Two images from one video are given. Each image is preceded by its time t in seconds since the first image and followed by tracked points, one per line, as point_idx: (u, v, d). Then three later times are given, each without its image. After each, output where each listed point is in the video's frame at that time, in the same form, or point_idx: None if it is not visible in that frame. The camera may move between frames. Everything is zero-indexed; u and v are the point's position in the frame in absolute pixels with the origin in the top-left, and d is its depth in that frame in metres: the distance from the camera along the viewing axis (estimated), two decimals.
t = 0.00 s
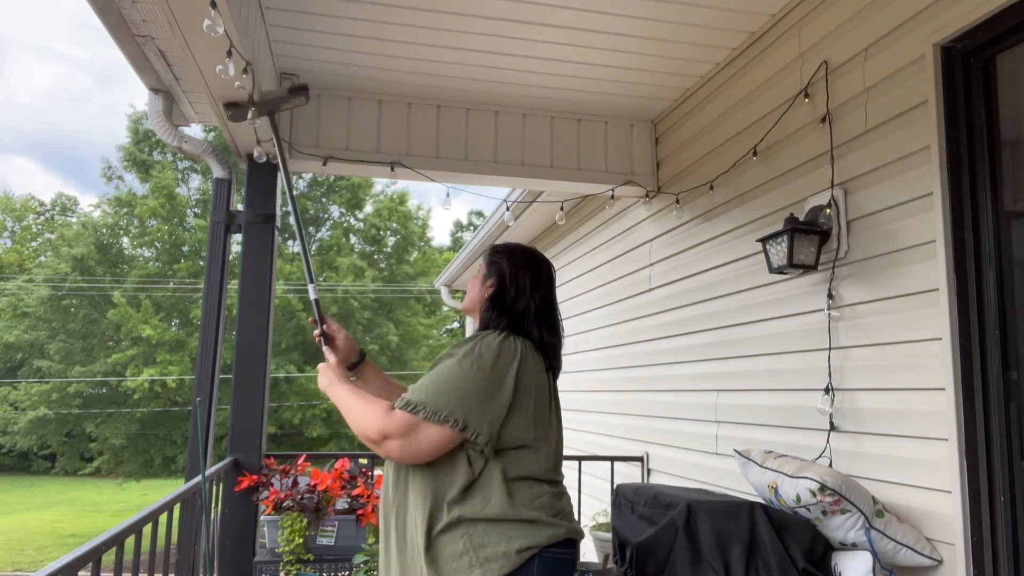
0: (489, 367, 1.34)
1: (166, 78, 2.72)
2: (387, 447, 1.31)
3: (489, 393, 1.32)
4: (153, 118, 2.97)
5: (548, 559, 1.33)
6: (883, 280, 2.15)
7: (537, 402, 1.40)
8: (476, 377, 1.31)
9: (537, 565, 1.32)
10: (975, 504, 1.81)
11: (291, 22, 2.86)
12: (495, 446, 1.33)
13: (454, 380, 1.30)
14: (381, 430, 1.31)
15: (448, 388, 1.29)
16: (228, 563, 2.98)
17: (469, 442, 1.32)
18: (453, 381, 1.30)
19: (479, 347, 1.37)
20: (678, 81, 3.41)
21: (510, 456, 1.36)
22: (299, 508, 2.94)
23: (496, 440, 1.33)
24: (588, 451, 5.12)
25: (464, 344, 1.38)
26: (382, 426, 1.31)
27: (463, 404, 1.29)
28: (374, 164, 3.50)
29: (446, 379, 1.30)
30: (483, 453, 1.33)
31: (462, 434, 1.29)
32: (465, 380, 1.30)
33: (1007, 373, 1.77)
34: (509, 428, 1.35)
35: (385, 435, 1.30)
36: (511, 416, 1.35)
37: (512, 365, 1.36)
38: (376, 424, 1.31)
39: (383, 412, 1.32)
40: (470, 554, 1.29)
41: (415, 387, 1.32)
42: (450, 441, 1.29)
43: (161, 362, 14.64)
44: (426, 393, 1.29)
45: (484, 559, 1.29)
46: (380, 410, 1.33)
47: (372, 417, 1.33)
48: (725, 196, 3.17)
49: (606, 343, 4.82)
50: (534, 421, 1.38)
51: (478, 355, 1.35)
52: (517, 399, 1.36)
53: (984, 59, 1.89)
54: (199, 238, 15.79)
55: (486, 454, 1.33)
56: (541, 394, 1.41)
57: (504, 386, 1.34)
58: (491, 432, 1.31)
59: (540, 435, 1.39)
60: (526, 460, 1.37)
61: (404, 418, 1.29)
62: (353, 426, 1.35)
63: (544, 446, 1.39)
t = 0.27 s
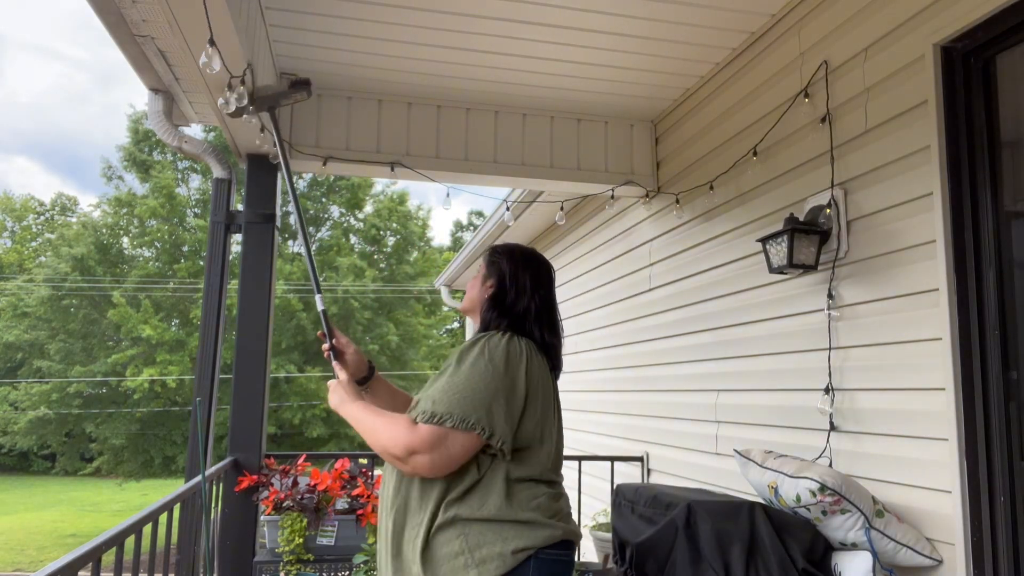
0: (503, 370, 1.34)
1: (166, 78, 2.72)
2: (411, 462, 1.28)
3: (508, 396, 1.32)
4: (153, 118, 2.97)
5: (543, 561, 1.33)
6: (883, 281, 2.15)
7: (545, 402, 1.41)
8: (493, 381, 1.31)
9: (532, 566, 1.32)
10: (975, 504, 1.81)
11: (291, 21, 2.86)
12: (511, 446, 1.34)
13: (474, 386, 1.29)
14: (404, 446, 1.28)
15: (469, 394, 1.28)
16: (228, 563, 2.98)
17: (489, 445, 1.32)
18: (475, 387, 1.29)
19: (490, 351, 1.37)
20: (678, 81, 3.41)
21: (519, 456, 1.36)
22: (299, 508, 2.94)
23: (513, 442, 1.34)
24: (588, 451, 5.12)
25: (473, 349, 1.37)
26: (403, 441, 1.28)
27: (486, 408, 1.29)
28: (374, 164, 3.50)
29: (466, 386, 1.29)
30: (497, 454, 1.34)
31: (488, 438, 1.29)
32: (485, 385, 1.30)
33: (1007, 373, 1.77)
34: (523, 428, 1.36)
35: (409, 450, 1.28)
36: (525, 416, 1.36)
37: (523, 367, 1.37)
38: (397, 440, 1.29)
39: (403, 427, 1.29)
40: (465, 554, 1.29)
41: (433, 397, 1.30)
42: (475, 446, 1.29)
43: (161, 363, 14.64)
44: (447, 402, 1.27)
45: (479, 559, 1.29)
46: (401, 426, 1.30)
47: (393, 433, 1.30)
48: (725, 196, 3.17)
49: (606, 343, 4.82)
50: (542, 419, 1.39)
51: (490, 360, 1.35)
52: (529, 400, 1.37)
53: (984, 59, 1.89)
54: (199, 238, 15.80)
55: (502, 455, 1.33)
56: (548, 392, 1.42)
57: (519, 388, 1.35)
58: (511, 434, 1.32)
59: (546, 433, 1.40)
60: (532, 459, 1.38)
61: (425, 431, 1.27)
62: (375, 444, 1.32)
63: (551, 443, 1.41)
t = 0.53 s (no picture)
0: (485, 365, 1.34)
1: (166, 77, 2.72)
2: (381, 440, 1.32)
3: (485, 391, 1.32)
4: (154, 118, 2.97)
5: (538, 559, 1.33)
6: (883, 281, 2.15)
7: (532, 401, 1.40)
8: (471, 374, 1.32)
9: (526, 564, 1.32)
10: (975, 504, 1.81)
11: (291, 21, 2.86)
12: (490, 443, 1.34)
13: (449, 377, 1.31)
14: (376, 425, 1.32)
15: (443, 384, 1.30)
16: (228, 563, 2.98)
17: (464, 439, 1.33)
18: (449, 377, 1.31)
19: (478, 345, 1.37)
20: (678, 81, 3.41)
21: (503, 454, 1.36)
22: (299, 508, 2.94)
23: (489, 438, 1.33)
24: (588, 451, 5.12)
25: (463, 341, 1.38)
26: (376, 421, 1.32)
27: (457, 400, 1.29)
28: (374, 164, 3.50)
29: (442, 375, 1.31)
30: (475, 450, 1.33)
31: (456, 429, 1.29)
32: (461, 377, 1.31)
33: (1007, 373, 1.77)
34: (504, 426, 1.35)
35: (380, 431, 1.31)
36: (507, 413, 1.36)
37: (507, 364, 1.37)
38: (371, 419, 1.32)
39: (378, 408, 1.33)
40: (459, 552, 1.29)
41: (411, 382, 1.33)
42: (442, 436, 1.30)
43: (161, 363, 14.64)
44: (422, 388, 1.30)
45: (472, 557, 1.29)
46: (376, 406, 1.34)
47: (367, 409, 1.34)
48: (725, 196, 3.17)
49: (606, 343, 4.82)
50: (527, 419, 1.38)
51: (475, 353, 1.35)
52: (512, 397, 1.36)
53: (984, 59, 1.89)
54: (199, 238, 15.79)
55: (481, 451, 1.33)
56: (536, 392, 1.41)
57: (499, 384, 1.34)
58: (485, 429, 1.32)
59: (532, 434, 1.39)
60: (519, 456, 1.37)
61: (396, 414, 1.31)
62: (351, 418, 1.37)
63: (538, 441, 1.40)
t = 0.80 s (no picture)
0: (494, 369, 1.34)
1: (166, 77, 2.72)
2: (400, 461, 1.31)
3: (498, 395, 1.32)
4: (153, 118, 2.97)
5: (542, 560, 1.33)
6: (883, 281, 2.15)
7: (539, 402, 1.40)
8: (483, 380, 1.32)
9: (531, 565, 1.32)
10: (975, 504, 1.81)
11: (291, 21, 2.86)
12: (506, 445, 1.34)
13: (462, 387, 1.30)
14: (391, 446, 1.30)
15: (456, 393, 1.29)
16: (228, 563, 2.98)
17: (482, 445, 1.32)
18: (462, 387, 1.30)
19: (484, 350, 1.37)
20: (678, 81, 3.41)
21: (513, 456, 1.36)
22: (299, 508, 2.94)
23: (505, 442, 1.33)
24: (588, 451, 5.12)
25: (466, 347, 1.38)
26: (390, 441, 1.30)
27: (475, 408, 1.29)
28: (373, 164, 3.50)
29: (454, 385, 1.30)
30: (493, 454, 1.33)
31: (477, 438, 1.29)
32: (475, 385, 1.31)
33: (1007, 374, 1.77)
34: (518, 427, 1.36)
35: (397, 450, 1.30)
36: (518, 415, 1.36)
37: (516, 367, 1.37)
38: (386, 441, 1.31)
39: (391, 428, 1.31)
40: (464, 554, 1.29)
41: (421, 396, 1.31)
42: (464, 445, 1.29)
43: (161, 362, 14.64)
44: (436, 400, 1.29)
45: (477, 558, 1.29)
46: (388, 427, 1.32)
47: (381, 431, 1.32)
48: (725, 196, 3.17)
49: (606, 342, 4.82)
50: (537, 418, 1.39)
51: (482, 359, 1.35)
52: (522, 400, 1.37)
53: (985, 59, 1.89)
54: (199, 238, 15.80)
55: (497, 455, 1.33)
56: (542, 390, 1.42)
57: (510, 387, 1.34)
58: (502, 434, 1.31)
59: (541, 433, 1.40)
60: (529, 458, 1.37)
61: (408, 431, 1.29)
62: (366, 443, 1.35)
63: (547, 442, 1.41)
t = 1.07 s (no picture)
0: (490, 367, 1.34)
1: (166, 78, 2.72)
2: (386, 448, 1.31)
3: (490, 392, 1.32)
4: (154, 118, 2.97)
5: (542, 558, 1.34)
6: (883, 281, 2.15)
7: (534, 401, 1.40)
8: (477, 376, 1.32)
9: (531, 564, 1.32)
10: (975, 504, 1.81)
11: (292, 22, 2.86)
12: (497, 443, 1.34)
13: (454, 381, 1.30)
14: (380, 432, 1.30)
15: (448, 387, 1.30)
16: (228, 563, 2.98)
17: (471, 441, 1.33)
18: (454, 381, 1.30)
19: (479, 347, 1.37)
20: (678, 81, 3.41)
21: (507, 454, 1.36)
22: (299, 508, 2.94)
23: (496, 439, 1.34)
24: (588, 451, 5.12)
25: (463, 343, 1.38)
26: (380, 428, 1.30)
27: (465, 404, 1.29)
28: (374, 164, 3.50)
29: (446, 379, 1.31)
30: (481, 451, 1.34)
31: (464, 432, 1.29)
32: (467, 380, 1.31)
33: (1007, 374, 1.77)
34: (510, 426, 1.36)
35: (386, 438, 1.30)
36: (511, 414, 1.36)
37: (511, 364, 1.37)
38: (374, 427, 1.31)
39: (381, 414, 1.31)
40: (464, 553, 1.28)
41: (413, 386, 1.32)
42: (451, 439, 1.30)
43: (161, 362, 14.64)
44: (426, 392, 1.30)
45: (477, 556, 1.28)
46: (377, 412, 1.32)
47: (369, 417, 1.32)
48: (725, 196, 3.17)
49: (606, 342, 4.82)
50: (531, 418, 1.39)
51: (478, 356, 1.35)
52: (515, 399, 1.37)
53: (985, 59, 1.89)
54: (199, 238, 15.79)
55: (487, 452, 1.33)
56: (538, 391, 1.42)
57: (502, 385, 1.34)
58: (492, 431, 1.32)
59: (535, 433, 1.40)
60: (524, 456, 1.37)
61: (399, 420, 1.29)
62: (353, 427, 1.35)
63: (541, 441, 1.40)
